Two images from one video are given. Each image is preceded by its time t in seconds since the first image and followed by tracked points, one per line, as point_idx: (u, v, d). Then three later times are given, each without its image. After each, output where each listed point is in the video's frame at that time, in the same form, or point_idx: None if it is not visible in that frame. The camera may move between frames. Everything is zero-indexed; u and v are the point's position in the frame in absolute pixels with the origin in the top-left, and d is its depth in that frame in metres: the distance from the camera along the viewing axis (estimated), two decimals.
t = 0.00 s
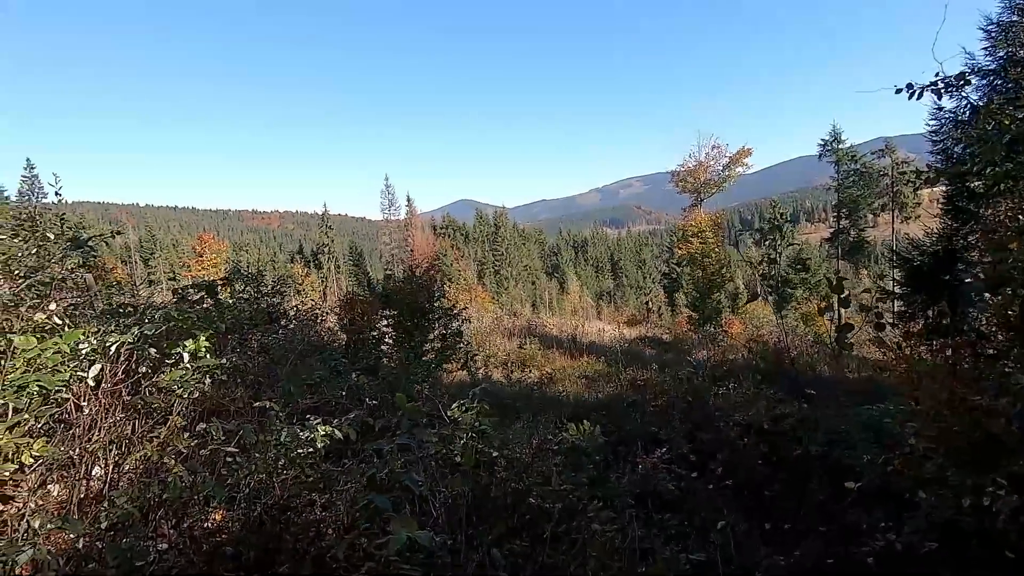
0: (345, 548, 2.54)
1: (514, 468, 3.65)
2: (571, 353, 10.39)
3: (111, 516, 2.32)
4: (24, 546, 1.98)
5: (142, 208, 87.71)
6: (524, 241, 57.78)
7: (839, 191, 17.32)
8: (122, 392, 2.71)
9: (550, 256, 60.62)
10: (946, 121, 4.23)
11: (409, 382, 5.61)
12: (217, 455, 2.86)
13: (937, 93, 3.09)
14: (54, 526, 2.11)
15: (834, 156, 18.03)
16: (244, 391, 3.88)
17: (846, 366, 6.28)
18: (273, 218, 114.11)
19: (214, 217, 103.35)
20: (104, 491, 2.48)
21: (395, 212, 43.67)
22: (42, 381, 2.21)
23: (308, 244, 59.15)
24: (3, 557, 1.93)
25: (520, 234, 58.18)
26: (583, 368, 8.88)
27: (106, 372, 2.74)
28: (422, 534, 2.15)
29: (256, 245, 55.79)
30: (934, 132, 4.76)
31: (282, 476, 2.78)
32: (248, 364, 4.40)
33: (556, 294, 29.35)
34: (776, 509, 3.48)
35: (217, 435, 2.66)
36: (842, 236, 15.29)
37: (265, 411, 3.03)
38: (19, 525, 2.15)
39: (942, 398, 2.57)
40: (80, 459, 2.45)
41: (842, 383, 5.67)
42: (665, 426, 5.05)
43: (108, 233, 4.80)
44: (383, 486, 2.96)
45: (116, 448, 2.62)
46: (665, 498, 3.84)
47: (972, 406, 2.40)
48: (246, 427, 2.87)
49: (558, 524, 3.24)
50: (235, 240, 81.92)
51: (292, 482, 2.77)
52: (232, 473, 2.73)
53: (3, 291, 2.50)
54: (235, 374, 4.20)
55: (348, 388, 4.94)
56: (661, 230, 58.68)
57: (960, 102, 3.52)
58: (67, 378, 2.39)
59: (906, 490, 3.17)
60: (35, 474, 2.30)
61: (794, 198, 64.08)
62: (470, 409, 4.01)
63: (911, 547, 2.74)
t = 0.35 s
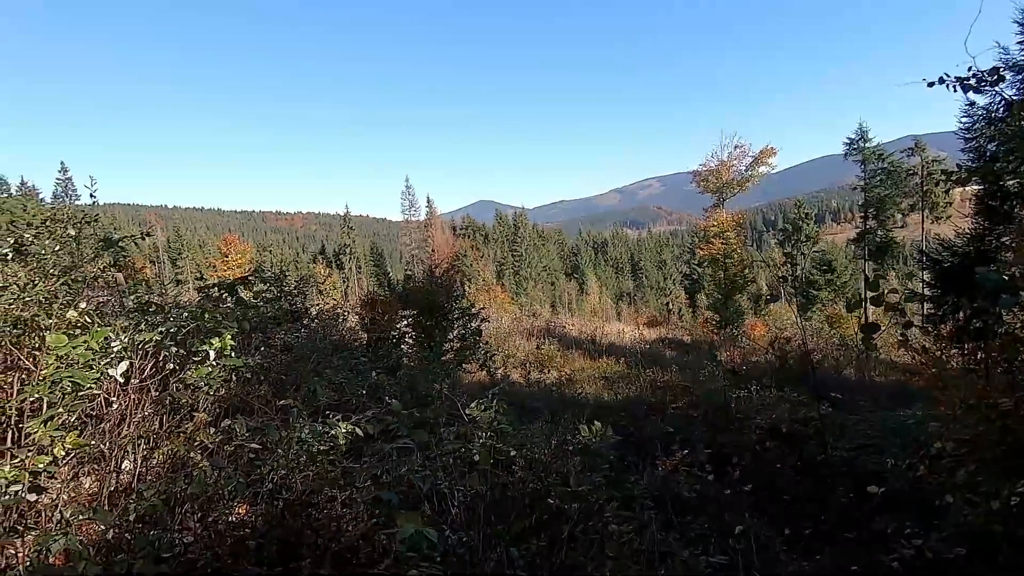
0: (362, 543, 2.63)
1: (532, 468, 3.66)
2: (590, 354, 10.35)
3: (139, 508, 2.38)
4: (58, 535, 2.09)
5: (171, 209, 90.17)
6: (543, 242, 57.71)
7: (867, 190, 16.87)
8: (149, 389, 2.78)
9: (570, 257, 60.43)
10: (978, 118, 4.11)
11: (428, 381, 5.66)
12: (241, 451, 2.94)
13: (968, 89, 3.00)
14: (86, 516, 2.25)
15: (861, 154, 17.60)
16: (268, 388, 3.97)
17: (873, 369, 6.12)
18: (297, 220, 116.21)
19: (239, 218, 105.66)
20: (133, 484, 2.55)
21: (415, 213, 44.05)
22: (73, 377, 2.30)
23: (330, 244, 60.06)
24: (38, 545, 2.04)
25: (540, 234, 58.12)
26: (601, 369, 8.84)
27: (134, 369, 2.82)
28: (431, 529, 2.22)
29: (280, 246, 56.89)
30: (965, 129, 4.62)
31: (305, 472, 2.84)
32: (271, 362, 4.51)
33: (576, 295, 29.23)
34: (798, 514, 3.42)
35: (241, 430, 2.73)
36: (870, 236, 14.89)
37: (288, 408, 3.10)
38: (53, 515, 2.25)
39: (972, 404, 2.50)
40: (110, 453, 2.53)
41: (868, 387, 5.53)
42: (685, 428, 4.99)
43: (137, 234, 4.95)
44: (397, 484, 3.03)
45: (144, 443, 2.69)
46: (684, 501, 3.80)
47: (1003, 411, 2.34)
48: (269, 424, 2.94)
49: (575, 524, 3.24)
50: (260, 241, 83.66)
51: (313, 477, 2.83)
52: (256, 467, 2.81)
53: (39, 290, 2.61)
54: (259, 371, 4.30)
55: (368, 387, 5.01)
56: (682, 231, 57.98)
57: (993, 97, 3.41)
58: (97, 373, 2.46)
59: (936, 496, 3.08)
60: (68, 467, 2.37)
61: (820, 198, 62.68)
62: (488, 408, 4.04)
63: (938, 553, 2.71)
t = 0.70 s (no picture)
0: (377, 541, 2.65)
1: (545, 467, 3.66)
2: (604, 353, 10.29)
3: (159, 504, 2.43)
4: (81, 529, 2.16)
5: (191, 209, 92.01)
6: (557, 240, 57.56)
7: (887, 186, 16.52)
8: (169, 386, 2.84)
9: (583, 255, 60.22)
10: (1002, 111, 4.00)
11: (441, 379, 5.69)
12: (258, 449, 2.98)
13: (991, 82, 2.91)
14: (106, 511, 2.31)
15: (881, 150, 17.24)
16: (284, 386, 4.02)
17: (893, 369, 5.98)
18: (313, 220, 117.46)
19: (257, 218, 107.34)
20: (153, 480, 2.58)
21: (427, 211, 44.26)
22: (95, 374, 2.36)
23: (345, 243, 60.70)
24: (62, 539, 2.11)
25: (553, 233, 57.99)
26: (615, 368, 8.80)
27: (153, 366, 2.87)
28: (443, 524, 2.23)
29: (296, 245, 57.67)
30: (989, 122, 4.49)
31: (319, 468, 2.88)
32: (286, 360, 4.57)
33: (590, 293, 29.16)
34: (815, 516, 3.38)
35: (259, 427, 2.78)
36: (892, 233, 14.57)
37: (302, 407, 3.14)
38: (76, 509, 2.32)
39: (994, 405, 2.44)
40: (131, 449, 2.59)
41: (888, 386, 5.41)
42: (700, 428, 4.94)
43: (155, 232, 5.04)
44: (409, 482, 3.04)
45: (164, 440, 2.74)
46: (699, 501, 3.77)
47: None
48: (284, 422, 2.98)
49: (587, 523, 3.23)
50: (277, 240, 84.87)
51: (327, 475, 2.87)
52: (273, 464, 2.85)
53: (60, 289, 2.62)
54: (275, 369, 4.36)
55: (382, 384, 5.05)
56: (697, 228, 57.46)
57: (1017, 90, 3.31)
58: (117, 372, 2.50)
59: (957, 499, 2.99)
60: (91, 462, 2.43)
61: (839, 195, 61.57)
62: (500, 407, 4.04)
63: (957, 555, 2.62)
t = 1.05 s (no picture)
0: (384, 536, 2.65)
1: (553, 464, 3.66)
2: (612, 350, 10.28)
3: (169, 500, 2.46)
4: (92, 525, 2.18)
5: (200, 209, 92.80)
6: (564, 237, 57.47)
7: (898, 181, 16.33)
8: (178, 384, 2.87)
9: (591, 253, 60.09)
10: (1016, 103, 3.93)
11: (448, 377, 5.71)
12: (267, 446, 3.00)
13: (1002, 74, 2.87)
14: (117, 507, 2.34)
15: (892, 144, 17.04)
16: (292, 383, 4.05)
17: (904, 365, 5.91)
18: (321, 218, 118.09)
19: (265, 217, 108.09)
20: (163, 477, 2.59)
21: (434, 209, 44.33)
22: (105, 373, 2.40)
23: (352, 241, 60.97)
24: (75, 534, 2.14)
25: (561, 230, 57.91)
26: (623, 365, 8.78)
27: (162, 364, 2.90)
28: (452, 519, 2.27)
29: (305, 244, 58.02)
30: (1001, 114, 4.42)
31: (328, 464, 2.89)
32: (295, 357, 4.60)
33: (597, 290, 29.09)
34: (824, 514, 3.35)
35: (267, 423, 2.79)
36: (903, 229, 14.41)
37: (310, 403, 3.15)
38: (88, 505, 2.35)
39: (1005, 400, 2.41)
40: (141, 446, 2.61)
41: (899, 383, 5.35)
42: (708, 425, 4.92)
43: (163, 231, 5.08)
44: (417, 478, 3.05)
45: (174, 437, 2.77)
46: (706, 499, 3.75)
47: None
48: (292, 419, 3.00)
49: (595, 520, 3.23)
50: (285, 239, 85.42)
51: (335, 471, 2.88)
52: (281, 460, 2.87)
53: (71, 288, 2.66)
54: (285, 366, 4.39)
55: (390, 381, 5.08)
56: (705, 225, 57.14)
57: None
58: (126, 370, 2.54)
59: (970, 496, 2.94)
60: (102, 459, 2.44)
61: (850, 190, 60.93)
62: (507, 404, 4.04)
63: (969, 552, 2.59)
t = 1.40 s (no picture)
0: (386, 533, 2.66)
1: (555, 460, 3.66)
2: (612, 347, 10.28)
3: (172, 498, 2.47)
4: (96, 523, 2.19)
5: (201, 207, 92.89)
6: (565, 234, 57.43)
7: (900, 177, 16.26)
8: (180, 381, 2.87)
9: (592, 249, 60.04)
10: (1018, 98, 3.90)
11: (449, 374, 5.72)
12: (269, 444, 3.01)
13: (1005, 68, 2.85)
14: (121, 505, 2.35)
15: (892, 141, 16.98)
16: (294, 380, 4.05)
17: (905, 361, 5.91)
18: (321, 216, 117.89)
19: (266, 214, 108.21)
20: (166, 474, 2.59)
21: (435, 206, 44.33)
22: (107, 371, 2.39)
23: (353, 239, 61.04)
24: (79, 532, 2.15)
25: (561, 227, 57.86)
26: (623, 361, 8.79)
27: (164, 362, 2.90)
28: (452, 515, 2.28)
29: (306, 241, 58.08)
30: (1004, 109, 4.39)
31: (331, 461, 2.89)
32: (297, 354, 4.61)
33: (598, 287, 29.12)
34: (827, 510, 3.36)
35: (269, 420, 2.79)
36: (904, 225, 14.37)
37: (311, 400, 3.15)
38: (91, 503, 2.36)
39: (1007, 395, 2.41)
40: (144, 443, 2.62)
41: (900, 378, 5.35)
42: (710, 422, 4.92)
43: (163, 228, 5.07)
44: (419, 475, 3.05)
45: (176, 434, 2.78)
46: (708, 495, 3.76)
47: None
48: (294, 416, 3.00)
49: (597, 516, 3.24)
50: (286, 236, 85.49)
51: (337, 468, 2.89)
52: (284, 457, 2.87)
53: (72, 286, 2.67)
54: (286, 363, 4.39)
55: (391, 379, 5.09)
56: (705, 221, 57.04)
57: None
58: (128, 368, 2.54)
59: (974, 492, 2.93)
60: (105, 457, 2.45)
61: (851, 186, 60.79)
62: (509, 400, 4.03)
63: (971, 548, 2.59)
